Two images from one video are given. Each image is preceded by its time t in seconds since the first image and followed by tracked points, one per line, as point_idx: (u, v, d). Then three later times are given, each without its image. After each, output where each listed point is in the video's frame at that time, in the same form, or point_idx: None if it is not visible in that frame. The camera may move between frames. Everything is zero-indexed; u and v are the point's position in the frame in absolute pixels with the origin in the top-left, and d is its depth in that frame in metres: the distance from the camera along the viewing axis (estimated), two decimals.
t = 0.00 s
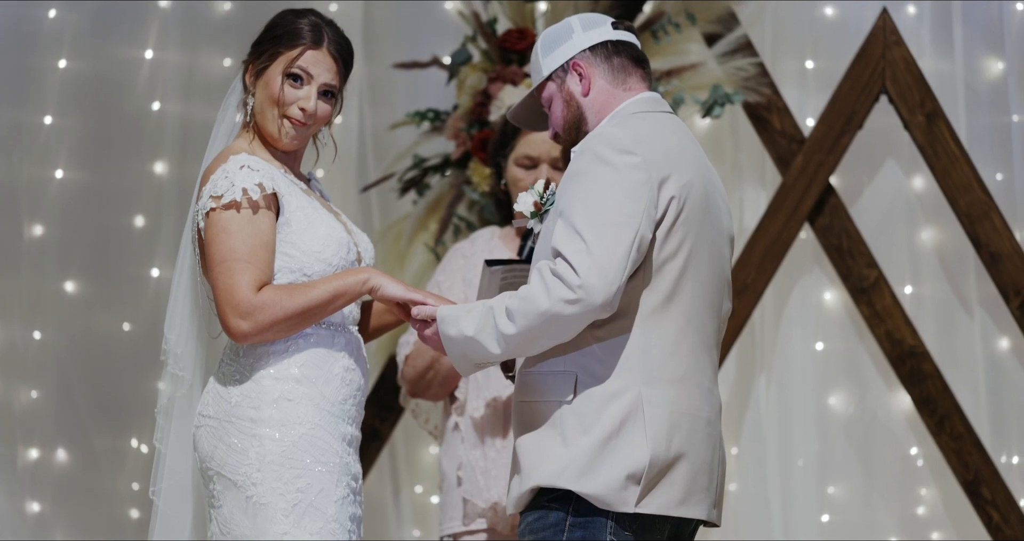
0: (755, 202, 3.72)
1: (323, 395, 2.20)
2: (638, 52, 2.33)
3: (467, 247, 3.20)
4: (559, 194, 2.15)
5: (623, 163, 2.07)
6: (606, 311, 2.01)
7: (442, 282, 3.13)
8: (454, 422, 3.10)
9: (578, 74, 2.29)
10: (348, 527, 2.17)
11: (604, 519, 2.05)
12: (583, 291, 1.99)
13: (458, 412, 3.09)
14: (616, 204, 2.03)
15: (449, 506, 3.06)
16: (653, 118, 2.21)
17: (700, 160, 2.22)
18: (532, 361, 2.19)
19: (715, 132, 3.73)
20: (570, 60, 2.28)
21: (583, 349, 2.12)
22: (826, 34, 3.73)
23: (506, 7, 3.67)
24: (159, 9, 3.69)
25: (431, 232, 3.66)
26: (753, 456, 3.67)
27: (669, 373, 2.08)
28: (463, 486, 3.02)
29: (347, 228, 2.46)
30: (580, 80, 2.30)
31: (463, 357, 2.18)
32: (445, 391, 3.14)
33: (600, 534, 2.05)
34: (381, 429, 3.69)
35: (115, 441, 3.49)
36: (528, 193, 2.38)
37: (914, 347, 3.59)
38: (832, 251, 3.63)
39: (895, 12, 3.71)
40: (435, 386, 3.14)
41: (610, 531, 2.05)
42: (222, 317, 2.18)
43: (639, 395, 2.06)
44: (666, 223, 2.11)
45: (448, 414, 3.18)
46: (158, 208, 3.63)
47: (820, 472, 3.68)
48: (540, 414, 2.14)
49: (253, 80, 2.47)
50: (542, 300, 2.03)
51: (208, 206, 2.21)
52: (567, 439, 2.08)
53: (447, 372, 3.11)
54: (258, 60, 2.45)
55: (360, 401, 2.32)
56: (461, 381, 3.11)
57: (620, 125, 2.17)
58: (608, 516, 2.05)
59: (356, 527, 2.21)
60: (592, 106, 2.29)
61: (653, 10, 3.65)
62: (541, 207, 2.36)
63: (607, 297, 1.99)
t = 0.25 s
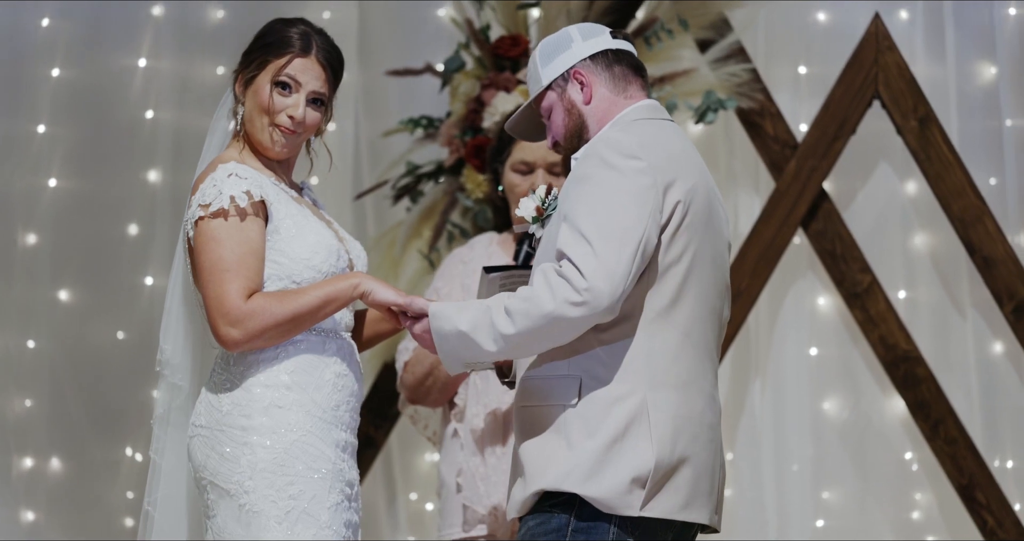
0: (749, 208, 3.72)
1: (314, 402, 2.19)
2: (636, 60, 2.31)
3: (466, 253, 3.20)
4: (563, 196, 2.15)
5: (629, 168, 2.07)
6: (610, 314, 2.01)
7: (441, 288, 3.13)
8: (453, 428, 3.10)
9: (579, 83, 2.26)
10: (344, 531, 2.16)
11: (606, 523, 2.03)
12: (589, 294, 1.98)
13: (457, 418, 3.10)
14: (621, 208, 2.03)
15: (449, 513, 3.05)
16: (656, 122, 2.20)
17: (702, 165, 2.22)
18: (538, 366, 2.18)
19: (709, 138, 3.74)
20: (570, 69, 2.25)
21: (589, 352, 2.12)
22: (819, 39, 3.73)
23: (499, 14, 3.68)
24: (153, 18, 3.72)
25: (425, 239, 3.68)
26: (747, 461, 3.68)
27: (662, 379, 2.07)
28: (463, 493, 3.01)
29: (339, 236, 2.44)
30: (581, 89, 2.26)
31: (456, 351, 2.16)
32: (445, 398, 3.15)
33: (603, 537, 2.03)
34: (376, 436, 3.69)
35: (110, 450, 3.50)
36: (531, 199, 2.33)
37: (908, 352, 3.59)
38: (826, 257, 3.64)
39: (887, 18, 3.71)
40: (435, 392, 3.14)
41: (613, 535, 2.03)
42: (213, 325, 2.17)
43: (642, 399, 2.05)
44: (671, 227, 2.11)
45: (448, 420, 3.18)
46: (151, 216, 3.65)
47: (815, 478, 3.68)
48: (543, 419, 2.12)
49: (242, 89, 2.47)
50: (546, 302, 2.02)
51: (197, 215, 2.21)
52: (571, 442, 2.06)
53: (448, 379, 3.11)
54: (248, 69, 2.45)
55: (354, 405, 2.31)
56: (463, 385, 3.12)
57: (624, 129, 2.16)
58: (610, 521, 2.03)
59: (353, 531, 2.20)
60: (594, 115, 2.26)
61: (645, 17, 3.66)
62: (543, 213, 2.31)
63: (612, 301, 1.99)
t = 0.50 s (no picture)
0: (743, 216, 3.72)
1: (300, 411, 2.17)
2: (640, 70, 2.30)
3: (463, 259, 3.20)
4: (563, 205, 2.15)
5: (633, 178, 2.07)
6: (610, 324, 2.01)
7: (438, 293, 3.14)
8: (449, 436, 3.10)
9: (583, 90, 2.25)
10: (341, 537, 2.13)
11: (605, 532, 2.02)
12: (590, 303, 1.98)
13: (453, 425, 3.11)
14: (623, 218, 2.03)
15: (446, 519, 3.05)
16: (658, 133, 2.20)
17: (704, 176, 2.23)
18: (538, 374, 2.18)
19: (703, 145, 3.75)
20: (575, 76, 2.24)
21: (590, 361, 2.12)
22: (812, 46, 3.73)
23: (492, 23, 3.68)
24: (146, 24, 3.69)
25: (419, 248, 3.69)
26: (743, 469, 3.67)
27: (653, 392, 2.07)
28: (459, 499, 3.01)
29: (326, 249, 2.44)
30: (585, 96, 2.25)
31: (451, 355, 2.15)
32: (441, 403, 3.14)
33: None
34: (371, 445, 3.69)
35: (104, 459, 3.50)
36: (532, 207, 2.35)
37: (902, 359, 3.59)
38: (820, 264, 3.64)
39: (880, 25, 3.71)
40: (431, 398, 3.13)
41: None
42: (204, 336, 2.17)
43: (642, 409, 2.05)
44: (674, 238, 2.12)
45: (444, 428, 3.18)
46: (145, 226, 3.62)
47: (810, 485, 3.68)
48: (544, 425, 2.12)
49: (239, 108, 2.45)
50: (550, 309, 2.01)
51: (188, 226, 2.20)
52: (571, 450, 2.06)
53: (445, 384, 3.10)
54: (243, 88, 2.44)
55: (343, 414, 2.27)
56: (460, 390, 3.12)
57: (627, 139, 2.16)
58: (608, 529, 2.02)
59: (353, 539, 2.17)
60: (597, 123, 2.25)
61: (638, 25, 3.66)
62: (545, 220, 2.35)
63: (614, 310, 1.99)
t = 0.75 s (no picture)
0: (741, 216, 3.73)
1: (296, 411, 2.17)
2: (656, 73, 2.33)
3: (466, 255, 3.20)
4: (565, 206, 2.14)
5: (636, 183, 2.07)
6: (610, 327, 2.01)
7: (440, 289, 3.15)
8: (447, 434, 3.09)
9: (602, 81, 2.25)
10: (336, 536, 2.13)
11: (600, 534, 2.02)
12: (589, 307, 1.98)
13: (449, 422, 3.08)
14: (625, 223, 2.03)
15: (442, 518, 3.06)
16: (660, 136, 2.20)
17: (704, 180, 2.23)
18: (536, 375, 2.18)
19: (701, 146, 3.75)
20: (600, 66, 2.24)
21: (587, 364, 2.12)
22: (811, 47, 3.74)
23: (491, 24, 3.68)
24: (144, 24, 3.66)
25: (417, 249, 3.68)
26: (740, 469, 3.68)
27: (649, 393, 2.07)
28: (456, 499, 3.00)
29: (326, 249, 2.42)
30: (603, 88, 2.26)
31: (450, 357, 2.14)
32: (440, 400, 3.16)
33: None
34: (370, 445, 3.69)
35: (102, 459, 3.50)
36: (533, 207, 2.36)
37: (901, 360, 3.58)
38: (819, 265, 3.64)
39: (879, 25, 3.71)
40: (430, 395, 3.14)
41: None
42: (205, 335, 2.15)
43: (639, 415, 2.05)
44: (675, 242, 2.12)
45: (442, 427, 3.18)
46: (144, 227, 3.60)
47: (808, 486, 3.69)
48: (543, 425, 2.12)
49: (258, 115, 2.29)
50: (549, 313, 2.01)
51: (192, 224, 2.17)
52: (568, 453, 2.06)
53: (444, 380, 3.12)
54: (262, 95, 2.28)
55: (337, 413, 2.27)
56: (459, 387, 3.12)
57: (630, 142, 2.16)
58: (603, 531, 2.02)
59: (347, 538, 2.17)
60: (611, 117, 2.26)
61: (638, 25, 3.65)
62: (545, 220, 2.36)
63: (613, 314, 1.99)
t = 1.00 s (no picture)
0: (742, 215, 3.74)
1: (303, 411, 2.18)
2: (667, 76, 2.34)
3: (466, 255, 3.19)
4: (568, 206, 2.14)
5: (638, 188, 2.07)
6: (607, 330, 2.02)
7: (441, 289, 3.15)
8: (448, 435, 3.09)
9: (615, 74, 2.25)
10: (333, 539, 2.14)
11: (600, 536, 2.02)
12: (587, 310, 1.98)
13: (451, 423, 3.08)
14: (626, 227, 2.03)
15: (443, 518, 3.07)
16: (660, 138, 2.19)
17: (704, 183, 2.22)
18: (533, 375, 2.18)
19: (702, 145, 3.75)
20: (615, 60, 2.24)
21: (584, 366, 2.12)
22: (811, 48, 3.74)
23: (492, 23, 3.67)
24: (145, 23, 3.68)
25: (419, 248, 3.68)
26: (741, 469, 3.68)
27: (649, 393, 2.08)
28: (457, 499, 3.00)
29: (331, 247, 2.40)
30: (615, 81, 2.26)
31: (446, 353, 2.14)
32: (440, 401, 3.16)
33: None
34: (371, 445, 3.69)
35: (102, 458, 3.50)
36: (532, 206, 2.38)
37: (902, 360, 3.58)
38: (820, 265, 3.64)
39: (880, 26, 3.71)
40: (431, 395, 3.15)
41: None
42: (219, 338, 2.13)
43: (637, 418, 2.05)
44: (677, 246, 2.12)
45: (443, 427, 3.19)
46: (145, 226, 3.62)
47: (808, 486, 3.69)
48: (539, 428, 2.12)
49: (264, 106, 2.28)
50: (546, 315, 2.01)
51: (206, 226, 2.13)
52: (565, 455, 2.06)
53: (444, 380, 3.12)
54: (268, 85, 2.26)
55: (337, 414, 2.29)
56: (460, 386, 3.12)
57: (632, 143, 2.15)
58: (603, 534, 2.02)
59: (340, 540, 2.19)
60: (619, 114, 2.26)
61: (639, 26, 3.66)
62: (544, 219, 2.37)
63: (610, 317, 2.00)
